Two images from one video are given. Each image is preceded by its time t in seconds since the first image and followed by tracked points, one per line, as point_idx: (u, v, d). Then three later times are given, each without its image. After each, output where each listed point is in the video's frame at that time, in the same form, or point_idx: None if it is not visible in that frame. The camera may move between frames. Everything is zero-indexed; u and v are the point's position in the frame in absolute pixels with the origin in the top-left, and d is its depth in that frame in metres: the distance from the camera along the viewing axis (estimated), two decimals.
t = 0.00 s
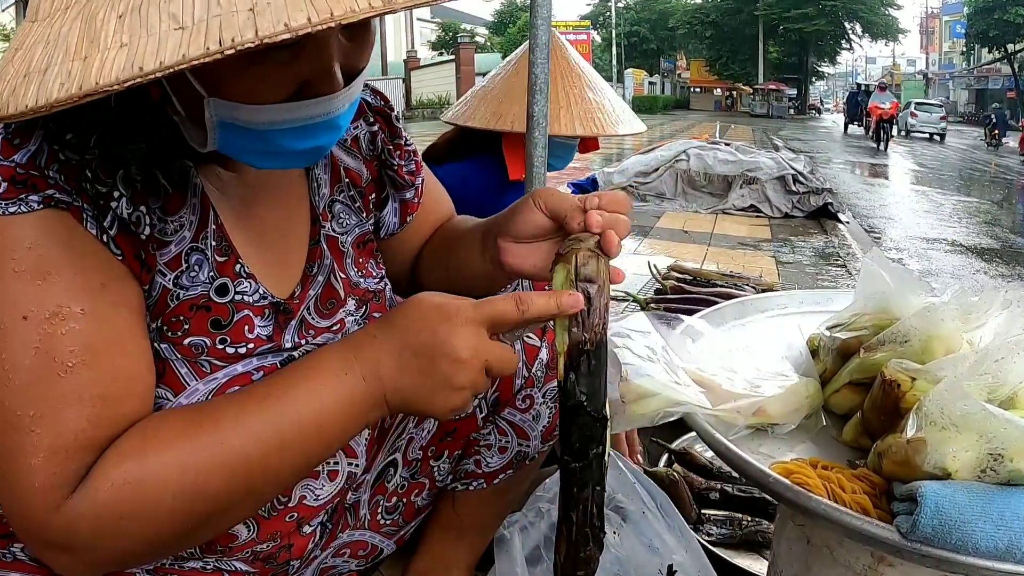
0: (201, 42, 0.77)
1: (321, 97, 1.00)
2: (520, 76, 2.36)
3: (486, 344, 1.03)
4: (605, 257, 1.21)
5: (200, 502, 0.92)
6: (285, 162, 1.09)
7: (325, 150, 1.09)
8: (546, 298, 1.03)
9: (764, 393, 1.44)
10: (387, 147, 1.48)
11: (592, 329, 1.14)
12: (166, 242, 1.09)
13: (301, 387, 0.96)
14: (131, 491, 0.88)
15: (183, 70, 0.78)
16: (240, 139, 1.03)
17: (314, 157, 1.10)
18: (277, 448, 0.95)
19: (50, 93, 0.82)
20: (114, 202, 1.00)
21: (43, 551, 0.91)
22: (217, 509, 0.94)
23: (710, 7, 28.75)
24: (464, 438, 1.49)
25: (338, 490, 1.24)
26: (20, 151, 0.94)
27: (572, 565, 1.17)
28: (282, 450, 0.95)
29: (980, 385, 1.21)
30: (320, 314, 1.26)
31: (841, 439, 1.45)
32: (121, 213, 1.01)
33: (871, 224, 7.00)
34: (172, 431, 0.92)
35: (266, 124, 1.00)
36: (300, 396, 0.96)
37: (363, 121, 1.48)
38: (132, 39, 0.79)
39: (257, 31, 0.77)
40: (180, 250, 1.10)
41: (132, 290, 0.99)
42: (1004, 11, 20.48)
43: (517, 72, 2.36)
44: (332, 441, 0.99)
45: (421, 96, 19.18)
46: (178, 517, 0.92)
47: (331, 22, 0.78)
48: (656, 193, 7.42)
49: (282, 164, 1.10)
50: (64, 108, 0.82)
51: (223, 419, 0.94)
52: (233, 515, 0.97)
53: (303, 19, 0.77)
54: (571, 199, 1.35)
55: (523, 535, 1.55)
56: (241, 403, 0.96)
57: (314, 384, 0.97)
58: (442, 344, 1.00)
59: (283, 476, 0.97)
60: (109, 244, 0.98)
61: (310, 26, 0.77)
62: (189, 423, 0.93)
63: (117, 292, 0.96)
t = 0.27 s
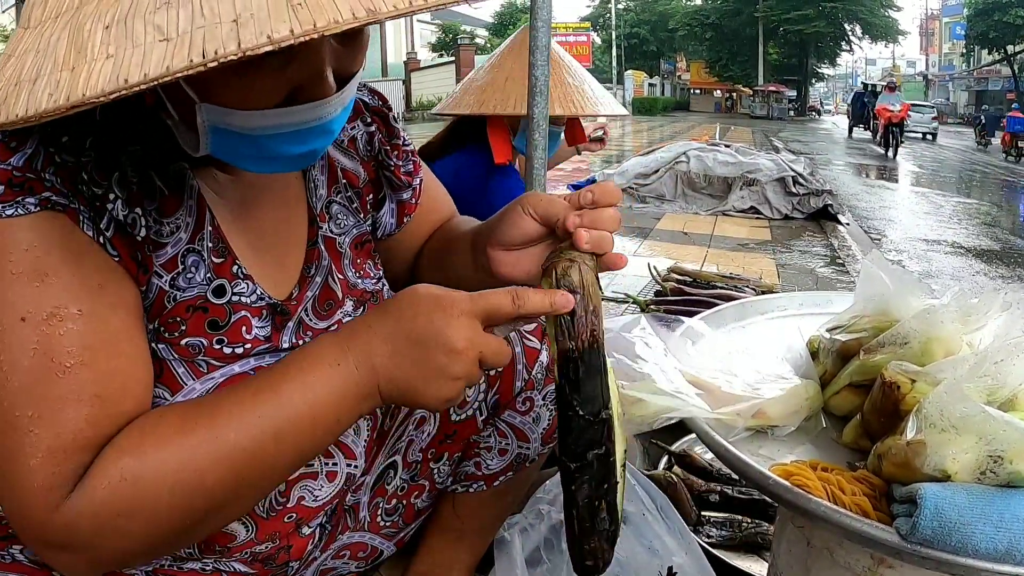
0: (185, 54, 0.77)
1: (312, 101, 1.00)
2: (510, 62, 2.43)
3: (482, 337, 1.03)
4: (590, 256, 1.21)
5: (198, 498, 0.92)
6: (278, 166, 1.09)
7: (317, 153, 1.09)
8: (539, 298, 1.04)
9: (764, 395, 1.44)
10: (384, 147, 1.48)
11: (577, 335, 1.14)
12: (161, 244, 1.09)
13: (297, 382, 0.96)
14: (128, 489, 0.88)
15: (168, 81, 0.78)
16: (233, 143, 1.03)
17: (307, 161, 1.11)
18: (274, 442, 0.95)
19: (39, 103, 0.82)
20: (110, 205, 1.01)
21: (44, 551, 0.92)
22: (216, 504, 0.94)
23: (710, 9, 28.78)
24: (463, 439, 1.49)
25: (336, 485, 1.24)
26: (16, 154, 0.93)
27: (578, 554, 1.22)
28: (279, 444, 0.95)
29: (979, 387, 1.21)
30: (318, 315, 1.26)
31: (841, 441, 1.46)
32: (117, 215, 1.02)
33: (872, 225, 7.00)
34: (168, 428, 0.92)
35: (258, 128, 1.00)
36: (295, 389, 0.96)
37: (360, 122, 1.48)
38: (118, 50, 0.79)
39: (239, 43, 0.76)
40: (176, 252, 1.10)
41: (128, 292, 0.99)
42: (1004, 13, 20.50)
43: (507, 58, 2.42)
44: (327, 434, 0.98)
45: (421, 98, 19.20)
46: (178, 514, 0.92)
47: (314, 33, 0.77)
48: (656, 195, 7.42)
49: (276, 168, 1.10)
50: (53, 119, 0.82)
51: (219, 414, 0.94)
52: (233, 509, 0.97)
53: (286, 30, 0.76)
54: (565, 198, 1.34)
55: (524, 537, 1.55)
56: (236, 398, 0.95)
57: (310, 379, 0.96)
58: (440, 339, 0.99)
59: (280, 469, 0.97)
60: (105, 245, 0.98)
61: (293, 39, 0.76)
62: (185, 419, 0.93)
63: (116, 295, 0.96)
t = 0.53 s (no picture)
0: (185, 61, 0.77)
1: (312, 105, 1.01)
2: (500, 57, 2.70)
3: (488, 332, 1.03)
4: (584, 256, 1.23)
5: (212, 494, 0.92)
6: (279, 169, 1.09)
7: (318, 156, 1.10)
8: (550, 294, 1.01)
9: (767, 396, 1.45)
10: (384, 147, 1.49)
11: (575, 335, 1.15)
12: (166, 244, 1.09)
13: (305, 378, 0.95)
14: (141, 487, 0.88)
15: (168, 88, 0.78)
16: (234, 147, 1.03)
17: (308, 164, 1.11)
18: (287, 436, 0.94)
19: (39, 111, 0.82)
20: (115, 205, 1.01)
21: (61, 552, 0.92)
22: (230, 500, 0.94)
23: (711, 10, 28.78)
24: (465, 442, 1.49)
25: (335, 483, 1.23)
26: (19, 156, 0.94)
27: (572, 562, 1.20)
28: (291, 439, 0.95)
29: (982, 388, 1.22)
30: (319, 316, 1.27)
31: (843, 443, 1.46)
32: (122, 215, 1.02)
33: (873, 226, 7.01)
34: (179, 426, 0.92)
35: (260, 131, 1.00)
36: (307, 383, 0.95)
37: (360, 122, 1.49)
38: (118, 58, 0.80)
39: (238, 50, 0.76)
40: (181, 253, 1.11)
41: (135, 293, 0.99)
42: (1005, 14, 20.50)
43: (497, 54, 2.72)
44: (337, 428, 0.98)
45: (422, 99, 19.22)
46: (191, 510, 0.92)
47: (313, 39, 0.78)
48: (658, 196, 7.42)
49: (276, 171, 1.10)
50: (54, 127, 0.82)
51: (229, 410, 0.93)
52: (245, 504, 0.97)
53: (286, 36, 0.77)
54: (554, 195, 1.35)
55: (525, 539, 1.57)
56: (246, 394, 0.95)
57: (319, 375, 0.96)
58: (443, 338, 0.99)
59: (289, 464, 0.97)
60: (111, 245, 0.99)
61: (292, 44, 0.77)
62: (195, 417, 0.93)
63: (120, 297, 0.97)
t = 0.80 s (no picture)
0: (196, 66, 0.78)
1: (317, 106, 1.01)
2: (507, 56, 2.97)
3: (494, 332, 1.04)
4: (585, 266, 1.26)
5: (221, 484, 0.92)
6: (283, 170, 1.10)
7: (322, 157, 1.10)
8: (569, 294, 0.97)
9: (767, 398, 1.45)
10: (385, 148, 1.50)
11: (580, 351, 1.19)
12: (173, 243, 1.11)
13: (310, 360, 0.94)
14: (150, 483, 0.89)
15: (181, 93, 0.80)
16: (239, 149, 1.04)
17: (311, 165, 1.11)
18: (288, 423, 0.94)
19: (50, 117, 0.83)
20: (122, 204, 1.02)
21: (82, 552, 0.93)
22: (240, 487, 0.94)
23: (714, 11, 28.78)
24: (469, 444, 1.49)
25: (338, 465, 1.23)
26: (25, 159, 0.96)
27: (597, 560, 1.27)
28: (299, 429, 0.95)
29: (983, 391, 1.22)
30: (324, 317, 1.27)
31: (845, 445, 1.46)
32: (129, 215, 1.03)
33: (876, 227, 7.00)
34: (182, 418, 0.92)
35: (267, 133, 1.01)
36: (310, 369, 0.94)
37: (361, 122, 1.51)
38: (128, 63, 0.81)
39: (250, 55, 0.78)
40: (188, 251, 1.12)
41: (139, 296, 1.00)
42: (1009, 14, 20.47)
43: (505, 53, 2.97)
44: (339, 410, 0.97)
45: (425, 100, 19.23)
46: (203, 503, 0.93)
47: (323, 44, 0.79)
48: (661, 197, 7.40)
49: (280, 172, 1.10)
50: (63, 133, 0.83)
51: (231, 401, 0.93)
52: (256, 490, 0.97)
53: (296, 41, 0.78)
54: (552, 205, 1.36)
55: (528, 540, 1.56)
56: (246, 382, 0.94)
57: (325, 360, 0.94)
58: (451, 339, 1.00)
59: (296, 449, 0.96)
60: (122, 243, 0.99)
61: (302, 49, 0.78)
62: (198, 409, 0.93)
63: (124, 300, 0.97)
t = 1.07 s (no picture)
0: (201, 61, 0.78)
1: (323, 103, 1.01)
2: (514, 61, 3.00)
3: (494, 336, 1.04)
4: (603, 245, 1.25)
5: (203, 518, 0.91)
6: (287, 169, 1.10)
7: (326, 156, 1.10)
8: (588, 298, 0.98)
9: (768, 400, 1.45)
10: (389, 151, 1.49)
11: (594, 325, 1.16)
12: (169, 248, 1.09)
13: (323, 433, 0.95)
14: (132, 504, 0.89)
15: (184, 88, 0.79)
16: (244, 146, 1.04)
17: (315, 164, 1.11)
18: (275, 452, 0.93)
19: (54, 111, 0.82)
20: (115, 209, 1.00)
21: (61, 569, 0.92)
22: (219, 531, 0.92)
23: (715, 13, 28.80)
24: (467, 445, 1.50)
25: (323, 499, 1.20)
26: (24, 156, 0.96)
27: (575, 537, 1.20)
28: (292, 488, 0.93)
29: (984, 395, 1.22)
30: (323, 315, 1.28)
31: (845, 448, 1.45)
32: (121, 220, 1.01)
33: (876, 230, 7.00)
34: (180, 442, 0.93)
35: (270, 130, 1.01)
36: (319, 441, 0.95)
37: (365, 125, 1.49)
38: (134, 58, 0.80)
39: (255, 50, 0.77)
40: (184, 257, 1.10)
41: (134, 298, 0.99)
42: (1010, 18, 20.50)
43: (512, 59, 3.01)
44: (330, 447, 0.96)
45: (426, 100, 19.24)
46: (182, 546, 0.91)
47: (328, 39, 0.78)
48: (661, 199, 7.39)
49: (284, 170, 1.10)
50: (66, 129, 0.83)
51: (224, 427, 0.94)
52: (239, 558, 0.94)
53: (301, 35, 0.78)
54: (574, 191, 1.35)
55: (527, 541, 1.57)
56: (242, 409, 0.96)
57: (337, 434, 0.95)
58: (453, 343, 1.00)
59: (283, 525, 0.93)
60: (107, 251, 0.97)
61: (307, 44, 0.77)
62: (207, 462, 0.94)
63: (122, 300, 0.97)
